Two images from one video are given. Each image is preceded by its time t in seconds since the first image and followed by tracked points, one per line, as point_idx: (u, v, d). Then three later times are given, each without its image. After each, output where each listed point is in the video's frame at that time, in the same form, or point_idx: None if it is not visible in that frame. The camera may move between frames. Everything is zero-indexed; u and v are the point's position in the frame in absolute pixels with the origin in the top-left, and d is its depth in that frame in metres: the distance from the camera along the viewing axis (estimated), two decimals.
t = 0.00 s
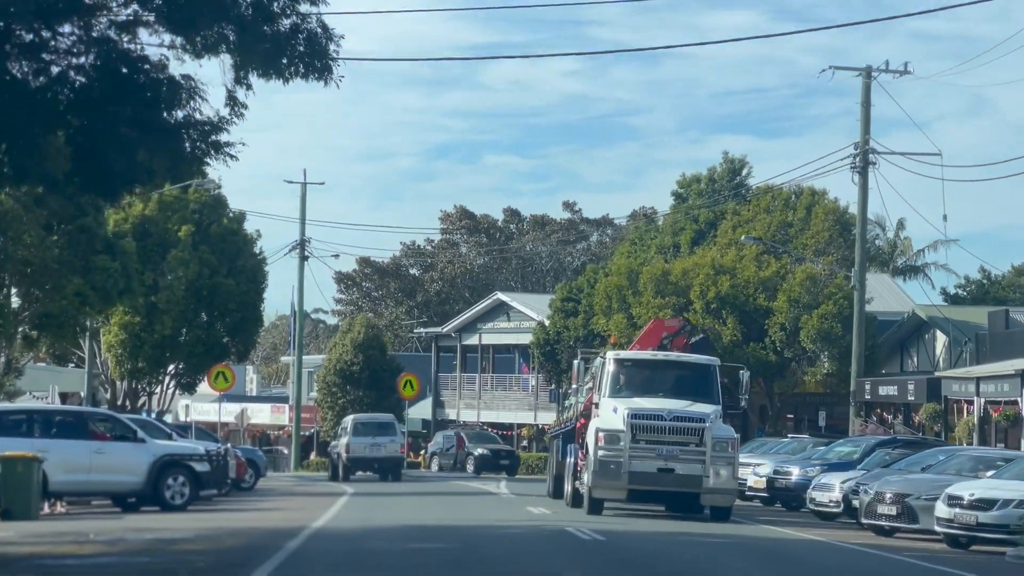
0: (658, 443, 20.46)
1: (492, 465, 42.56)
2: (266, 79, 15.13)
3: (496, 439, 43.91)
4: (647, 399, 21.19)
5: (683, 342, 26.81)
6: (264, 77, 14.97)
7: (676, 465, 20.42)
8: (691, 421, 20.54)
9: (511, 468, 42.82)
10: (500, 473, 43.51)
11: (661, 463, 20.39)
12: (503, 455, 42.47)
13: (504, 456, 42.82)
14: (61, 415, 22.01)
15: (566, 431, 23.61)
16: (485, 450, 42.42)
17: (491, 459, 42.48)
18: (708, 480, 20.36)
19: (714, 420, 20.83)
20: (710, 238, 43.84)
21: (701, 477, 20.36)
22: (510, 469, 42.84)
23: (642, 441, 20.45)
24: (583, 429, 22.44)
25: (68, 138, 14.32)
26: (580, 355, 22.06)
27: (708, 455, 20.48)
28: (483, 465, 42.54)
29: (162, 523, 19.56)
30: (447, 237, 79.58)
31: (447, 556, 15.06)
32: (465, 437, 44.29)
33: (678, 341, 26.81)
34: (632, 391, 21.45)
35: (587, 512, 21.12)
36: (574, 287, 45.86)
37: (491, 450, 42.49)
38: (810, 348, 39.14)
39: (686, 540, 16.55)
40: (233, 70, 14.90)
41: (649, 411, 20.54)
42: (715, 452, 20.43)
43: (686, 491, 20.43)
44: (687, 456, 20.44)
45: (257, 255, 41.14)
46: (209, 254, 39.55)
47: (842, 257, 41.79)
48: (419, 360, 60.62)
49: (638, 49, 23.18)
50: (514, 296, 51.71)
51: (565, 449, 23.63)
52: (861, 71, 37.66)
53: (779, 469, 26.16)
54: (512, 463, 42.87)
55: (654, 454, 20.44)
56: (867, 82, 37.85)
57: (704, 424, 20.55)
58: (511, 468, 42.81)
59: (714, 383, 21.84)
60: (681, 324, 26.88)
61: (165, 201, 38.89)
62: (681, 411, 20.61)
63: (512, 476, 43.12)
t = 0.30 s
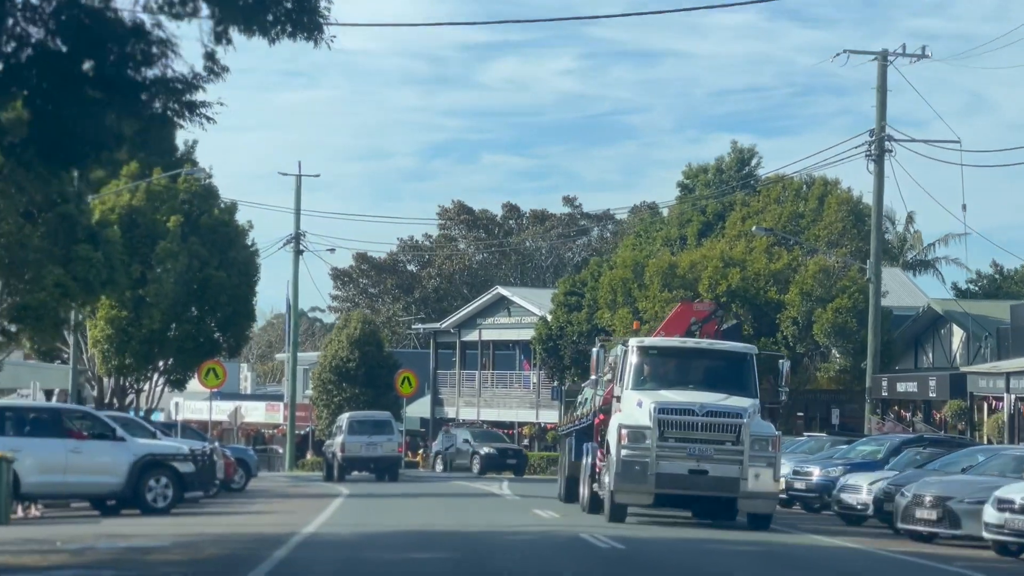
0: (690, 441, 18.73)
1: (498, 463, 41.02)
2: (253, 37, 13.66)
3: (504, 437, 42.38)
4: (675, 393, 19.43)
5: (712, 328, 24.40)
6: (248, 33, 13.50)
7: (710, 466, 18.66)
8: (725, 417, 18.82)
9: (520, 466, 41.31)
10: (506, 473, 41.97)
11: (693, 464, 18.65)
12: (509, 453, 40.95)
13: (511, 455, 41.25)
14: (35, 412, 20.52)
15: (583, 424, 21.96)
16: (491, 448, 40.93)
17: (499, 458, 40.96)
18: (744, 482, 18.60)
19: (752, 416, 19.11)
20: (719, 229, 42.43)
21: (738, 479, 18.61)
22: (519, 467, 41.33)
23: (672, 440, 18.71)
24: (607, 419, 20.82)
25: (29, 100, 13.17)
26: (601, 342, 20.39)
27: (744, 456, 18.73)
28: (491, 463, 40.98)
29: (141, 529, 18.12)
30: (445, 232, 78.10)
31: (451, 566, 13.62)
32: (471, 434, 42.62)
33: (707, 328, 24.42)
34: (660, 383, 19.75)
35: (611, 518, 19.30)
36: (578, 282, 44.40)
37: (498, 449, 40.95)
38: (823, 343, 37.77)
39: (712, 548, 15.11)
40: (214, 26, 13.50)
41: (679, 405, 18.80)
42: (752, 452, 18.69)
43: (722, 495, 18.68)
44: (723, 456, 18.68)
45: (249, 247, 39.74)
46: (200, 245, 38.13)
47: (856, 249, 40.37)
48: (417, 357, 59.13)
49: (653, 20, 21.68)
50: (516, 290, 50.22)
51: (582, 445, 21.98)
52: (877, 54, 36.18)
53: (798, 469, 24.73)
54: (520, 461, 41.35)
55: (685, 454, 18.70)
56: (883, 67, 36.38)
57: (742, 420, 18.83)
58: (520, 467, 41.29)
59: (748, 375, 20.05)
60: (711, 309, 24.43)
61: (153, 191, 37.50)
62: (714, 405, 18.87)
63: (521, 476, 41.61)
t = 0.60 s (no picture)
0: (731, 440, 16.21)
1: (508, 463, 39.62)
2: None
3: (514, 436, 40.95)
4: (713, 384, 16.95)
5: (753, 312, 20.84)
6: None
7: (754, 469, 16.16)
8: (772, 412, 16.26)
9: (529, 466, 39.96)
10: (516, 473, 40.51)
11: (735, 467, 16.14)
12: (518, 453, 39.62)
13: (520, 454, 39.90)
14: (6, 409, 19.00)
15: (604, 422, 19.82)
16: (499, 447, 39.57)
17: (507, 457, 39.60)
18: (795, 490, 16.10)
19: (802, 409, 16.57)
20: (729, 220, 40.99)
21: (787, 485, 16.11)
22: (528, 467, 40.00)
23: (710, 440, 16.19)
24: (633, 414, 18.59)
25: None
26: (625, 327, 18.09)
27: (794, 458, 16.20)
28: (500, 463, 39.58)
29: (117, 537, 16.62)
30: (443, 227, 76.64)
31: None
32: (480, 433, 41.14)
33: (747, 311, 20.85)
34: (694, 374, 17.29)
35: (641, 531, 16.87)
36: (582, 275, 42.95)
37: (505, 449, 39.59)
38: (839, 338, 36.44)
39: (749, 561, 13.58)
40: None
41: (718, 399, 16.26)
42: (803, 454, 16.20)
43: (768, 503, 16.18)
44: (770, 458, 16.17)
45: (242, 239, 38.36)
46: (191, 237, 36.75)
47: (871, 240, 38.95)
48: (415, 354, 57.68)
49: None
50: (518, 285, 48.70)
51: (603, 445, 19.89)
52: (896, 37, 34.70)
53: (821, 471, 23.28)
54: (530, 461, 39.99)
55: (727, 456, 16.16)
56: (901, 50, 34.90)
57: (791, 417, 16.27)
58: (530, 467, 39.99)
59: (795, 364, 17.63)
60: (751, 288, 20.89)
61: (141, 180, 36.09)
62: (759, 399, 16.33)
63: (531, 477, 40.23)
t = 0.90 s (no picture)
0: (788, 439, 14.10)
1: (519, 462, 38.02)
2: None
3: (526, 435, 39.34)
4: (765, 371, 14.82)
5: (806, 290, 18.72)
6: None
7: (815, 471, 14.05)
8: (837, 405, 14.16)
9: (538, 464, 38.30)
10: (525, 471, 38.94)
11: (793, 470, 14.03)
12: (527, 447, 38.01)
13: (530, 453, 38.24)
14: None
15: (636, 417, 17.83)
16: (507, 444, 38.04)
17: (516, 455, 37.97)
18: (862, 495, 14.00)
19: (870, 401, 14.46)
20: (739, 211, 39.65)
21: (853, 489, 14.02)
22: (538, 465, 38.35)
23: (764, 438, 14.07)
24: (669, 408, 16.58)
25: None
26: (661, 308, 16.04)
27: (861, 459, 14.09)
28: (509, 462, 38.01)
29: (88, 544, 15.15)
30: (442, 222, 75.24)
31: None
32: (488, 432, 39.47)
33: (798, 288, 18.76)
34: (742, 360, 15.14)
35: (683, 542, 14.74)
36: (586, 268, 41.56)
37: (513, 447, 38.00)
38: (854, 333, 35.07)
39: None
40: None
41: (773, 390, 14.16)
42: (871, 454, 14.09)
43: (832, 511, 14.06)
44: (834, 459, 14.05)
45: (234, 229, 36.75)
46: (180, 227, 35.14)
47: (887, 231, 37.53)
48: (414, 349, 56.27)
49: None
50: (519, 278, 47.25)
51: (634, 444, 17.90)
52: (914, 18, 33.26)
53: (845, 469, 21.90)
54: (540, 459, 38.34)
55: (783, 455, 14.05)
56: (920, 32, 33.44)
57: (858, 410, 14.16)
58: (539, 464, 38.32)
59: (858, 348, 15.48)
60: (804, 265, 18.82)
61: (127, 167, 34.73)
62: (820, 390, 14.22)
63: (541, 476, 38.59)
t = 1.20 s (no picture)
0: (873, 438, 11.44)
1: (531, 462, 36.57)
2: None
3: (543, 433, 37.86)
4: (841, 357, 12.08)
5: (878, 258, 15.89)
6: None
7: (905, 477, 11.39)
8: (933, 397, 11.48)
9: (554, 463, 36.78)
10: (537, 471, 37.50)
11: (878, 475, 11.39)
12: (539, 446, 36.58)
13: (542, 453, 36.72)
14: None
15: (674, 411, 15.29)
16: (518, 444, 36.61)
17: (529, 455, 36.51)
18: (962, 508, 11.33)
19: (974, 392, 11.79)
20: (750, 202, 38.20)
21: (953, 500, 11.35)
22: (552, 464, 36.84)
23: (843, 437, 11.44)
24: (717, 402, 13.94)
25: None
26: (708, 281, 13.34)
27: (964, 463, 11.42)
28: (520, 462, 36.53)
29: (51, 555, 13.66)
30: (440, 217, 73.87)
31: None
32: (500, 431, 38.07)
33: (869, 257, 15.89)
34: (808, 344, 12.34)
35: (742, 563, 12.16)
36: (591, 260, 40.16)
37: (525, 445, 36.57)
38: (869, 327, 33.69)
39: None
40: None
41: (852, 377, 11.56)
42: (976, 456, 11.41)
43: (925, 527, 11.40)
44: (928, 462, 11.40)
45: (225, 218, 35.07)
46: (169, 217, 33.69)
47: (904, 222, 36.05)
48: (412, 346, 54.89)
49: None
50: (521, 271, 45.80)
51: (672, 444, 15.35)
52: None
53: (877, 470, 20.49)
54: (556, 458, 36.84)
55: (866, 459, 11.41)
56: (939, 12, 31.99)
57: (959, 403, 11.50)
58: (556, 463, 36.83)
59: (952, 326, 12.61)
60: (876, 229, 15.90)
61: (114, 154, 33.29)
62: (911, 377, 11.57)
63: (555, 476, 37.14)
